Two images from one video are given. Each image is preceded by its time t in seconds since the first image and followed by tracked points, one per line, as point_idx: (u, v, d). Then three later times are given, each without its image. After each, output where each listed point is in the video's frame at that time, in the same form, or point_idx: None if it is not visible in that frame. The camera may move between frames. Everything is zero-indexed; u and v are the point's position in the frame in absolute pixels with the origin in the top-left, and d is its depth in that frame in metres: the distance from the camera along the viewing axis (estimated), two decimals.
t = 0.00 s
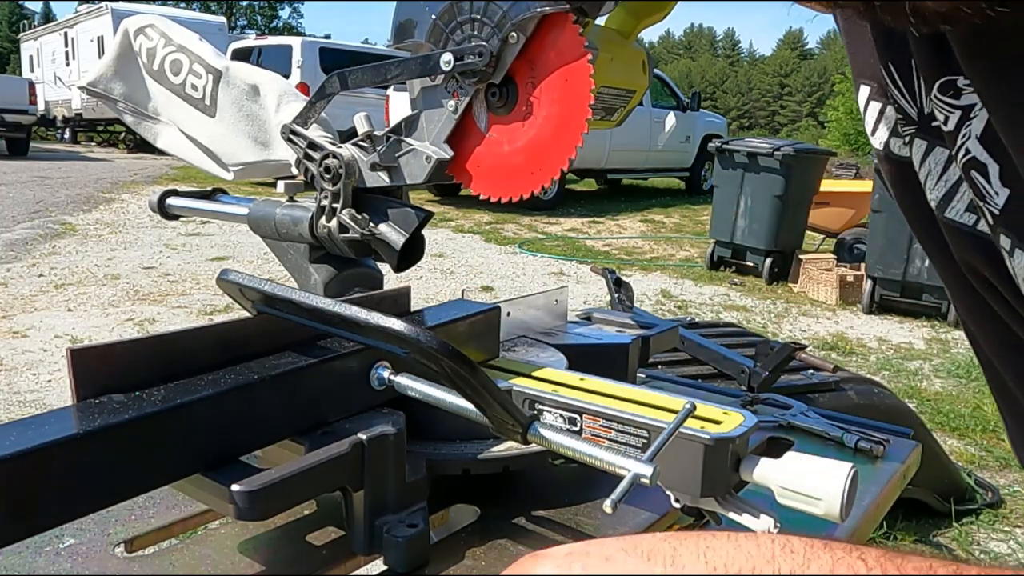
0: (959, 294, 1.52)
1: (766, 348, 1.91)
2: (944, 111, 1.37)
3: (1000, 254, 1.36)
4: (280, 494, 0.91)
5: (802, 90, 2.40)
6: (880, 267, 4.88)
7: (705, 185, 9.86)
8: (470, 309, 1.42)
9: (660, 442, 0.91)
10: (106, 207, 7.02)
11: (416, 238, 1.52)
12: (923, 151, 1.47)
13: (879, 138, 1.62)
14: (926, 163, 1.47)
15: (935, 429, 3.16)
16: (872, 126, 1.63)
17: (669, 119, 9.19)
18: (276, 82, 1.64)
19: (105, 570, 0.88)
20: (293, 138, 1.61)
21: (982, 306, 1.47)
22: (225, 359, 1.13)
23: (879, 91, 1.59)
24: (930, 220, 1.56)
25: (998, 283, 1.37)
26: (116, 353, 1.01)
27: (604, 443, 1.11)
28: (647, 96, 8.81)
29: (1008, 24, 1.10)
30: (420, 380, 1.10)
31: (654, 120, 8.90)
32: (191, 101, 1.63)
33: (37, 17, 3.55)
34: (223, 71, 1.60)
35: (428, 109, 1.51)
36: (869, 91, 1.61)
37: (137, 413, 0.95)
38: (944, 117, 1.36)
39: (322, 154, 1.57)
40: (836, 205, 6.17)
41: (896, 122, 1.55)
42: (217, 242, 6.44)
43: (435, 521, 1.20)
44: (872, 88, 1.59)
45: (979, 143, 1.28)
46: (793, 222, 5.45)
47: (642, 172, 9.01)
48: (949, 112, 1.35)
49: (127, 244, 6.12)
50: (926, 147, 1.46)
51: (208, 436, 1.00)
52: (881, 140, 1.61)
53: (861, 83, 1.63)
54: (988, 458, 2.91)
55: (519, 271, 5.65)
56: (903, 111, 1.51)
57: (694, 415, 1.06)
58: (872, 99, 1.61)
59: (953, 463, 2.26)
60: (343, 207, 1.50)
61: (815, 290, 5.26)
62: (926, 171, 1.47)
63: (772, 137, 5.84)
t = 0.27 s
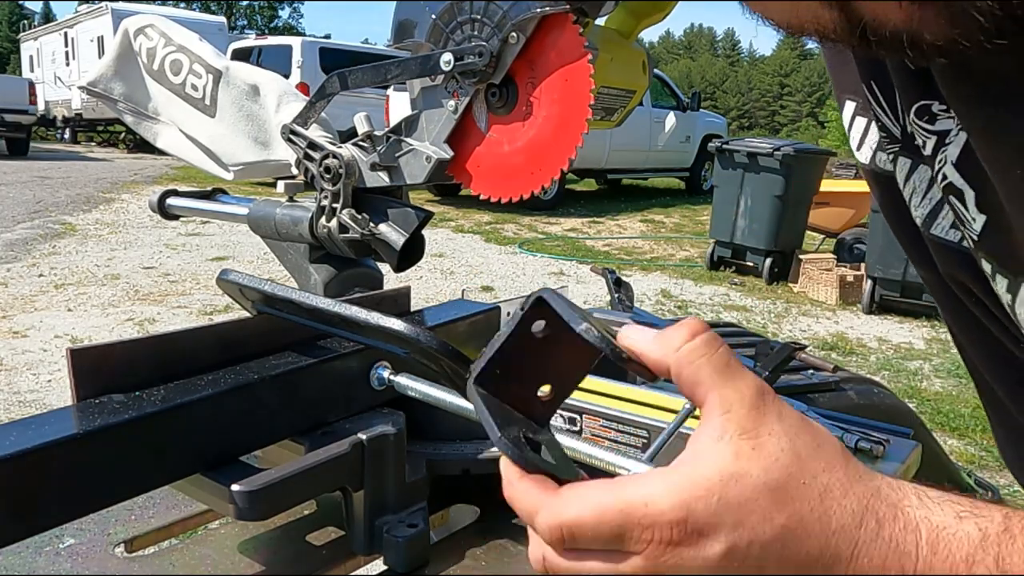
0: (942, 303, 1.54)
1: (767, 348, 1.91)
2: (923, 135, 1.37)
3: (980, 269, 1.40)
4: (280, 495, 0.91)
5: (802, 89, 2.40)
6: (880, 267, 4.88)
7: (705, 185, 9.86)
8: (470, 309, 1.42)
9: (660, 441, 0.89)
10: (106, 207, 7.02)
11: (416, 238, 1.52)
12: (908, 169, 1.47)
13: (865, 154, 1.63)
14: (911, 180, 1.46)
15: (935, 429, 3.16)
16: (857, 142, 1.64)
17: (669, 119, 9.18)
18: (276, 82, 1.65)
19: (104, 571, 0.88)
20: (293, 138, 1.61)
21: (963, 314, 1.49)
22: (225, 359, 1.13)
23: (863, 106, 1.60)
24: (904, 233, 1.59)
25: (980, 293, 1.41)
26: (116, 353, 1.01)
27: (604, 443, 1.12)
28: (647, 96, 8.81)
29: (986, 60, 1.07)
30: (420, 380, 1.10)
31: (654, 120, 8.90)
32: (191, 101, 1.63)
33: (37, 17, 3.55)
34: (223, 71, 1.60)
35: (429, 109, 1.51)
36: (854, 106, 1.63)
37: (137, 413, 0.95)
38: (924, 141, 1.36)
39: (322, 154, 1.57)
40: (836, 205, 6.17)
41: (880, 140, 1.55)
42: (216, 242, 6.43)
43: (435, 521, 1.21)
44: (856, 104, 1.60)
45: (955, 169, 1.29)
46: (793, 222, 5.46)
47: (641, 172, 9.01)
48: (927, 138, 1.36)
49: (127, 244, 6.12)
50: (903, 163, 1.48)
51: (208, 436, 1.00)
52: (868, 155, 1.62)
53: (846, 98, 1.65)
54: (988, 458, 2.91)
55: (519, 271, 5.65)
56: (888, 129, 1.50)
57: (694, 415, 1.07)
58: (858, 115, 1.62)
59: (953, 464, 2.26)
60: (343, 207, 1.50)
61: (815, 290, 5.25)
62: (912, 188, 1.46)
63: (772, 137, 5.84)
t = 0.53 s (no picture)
0: (940, 306, 1.54)
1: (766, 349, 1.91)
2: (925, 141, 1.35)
3: (982, 276, 1.38)
4: (280, 494, 0.91)
5: (802, 90, 2.40)
6: (880, 267, 4.88)
7: (705, 185, 9.85)
8: (470, 309, 1.42)
9: (662, 441, 0.88)
10: (106, 207, 7.02)
11: (416, 239, 1.52)
12: (908, 173, 1.44)
13: (864, 154, 1.67)
14: (911, 185, 1.44)
15: (935, 429, 3.16)
16: (857, 143, 1.68)
17: (669, 119, 9.18)
18: (276, 82, 1.65)
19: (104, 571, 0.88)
20: (293, 138, 1.61)
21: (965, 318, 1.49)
22: (225, 359, 1.13)
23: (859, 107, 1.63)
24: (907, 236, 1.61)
25: (982, 302, 1.39)
26: (116, 353, 1.01)
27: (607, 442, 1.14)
28: (647, 96, 8.81)
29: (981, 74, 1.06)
30: (420, 380, 1.10)
31: (654, 120, 8.90)
32: (191, 101, 1.63)
33: (37, 17, 3.55)
34: (223, 71, 1.59)
35: (428, 109, 1.52)
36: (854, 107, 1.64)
37: (137, 414, 0.95)
38: (925, 147, 1.35)
39: (322, 154, 1.57)
40: (836, 205, 6.17)
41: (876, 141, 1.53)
42: (216, 242, 6.43)
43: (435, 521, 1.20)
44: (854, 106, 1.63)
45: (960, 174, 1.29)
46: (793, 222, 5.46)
47: (641, 172, 9.01)
48: (930, 143, 1.35)
49: (127, 244, 6.12)
50: (902, 168, 1.45)
51: (208, 436, 1.00)
52: (867, 155, 1.66)
53: (847, 100, 1.66)
54: (988, 458, 2.91)
55: (518, 271, 5.65)
56: (888, 134, 1.47)
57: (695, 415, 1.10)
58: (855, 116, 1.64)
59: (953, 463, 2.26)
60: (343, 207, 1.50)
61: (815, 290, 5.25)
62: (912, 194, 1.45)
63: (772, 137, 5.84)
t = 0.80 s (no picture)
0: (947, 300, 1.57)
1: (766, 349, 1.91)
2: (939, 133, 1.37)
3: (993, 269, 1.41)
4: (280, 494, 0.91)
5: (802, 90, 2.40)
6: (880, 267, 4.88)
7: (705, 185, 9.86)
8: (470, 309, 1.42)
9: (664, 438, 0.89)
10: (106, 207, 7.02)
11: (416, 238, 1.52)
12: (921, 166, 1.49)
13: (872, 151, 1.70)
14: (924, 178, 1.49)
15: (935, 429, 3.16)
16: (865, 138, 1.70)
17: (668, 119, 9.18)
18: (276, 82, 1.65)
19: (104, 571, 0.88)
20: (293, 138, 1.61)
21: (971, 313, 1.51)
22: (225, 359, 1.13)
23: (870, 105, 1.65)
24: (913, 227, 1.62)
25: (992, 296, 1.42)
26: (115, 353, 1.01)
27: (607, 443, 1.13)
28: (647, 96, 8.82)
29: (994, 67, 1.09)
30: (420, 379, 1.10)
31: (654, 120, 8.91)
32: (191, 101, 1.63)
33: (37, 17, 3.55)
34: (223, 71, 1.59)
35: (429, 110, 1.52)
36: (861, 103, 1.69)
37: (137, 414, 0.95)
38: (943, 138, 1.36)
39: (322, 154, 1.56)
40: (836, 205, 6.17)
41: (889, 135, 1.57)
42: (216, 243, 6.43)
43: (435, 520, 1.21)
44: (863, 101, 1.67)
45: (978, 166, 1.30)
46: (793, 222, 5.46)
47: (641, 172, 9.01)
48: (948, 135, 1.35)
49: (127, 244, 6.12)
50: (916, 160, 1.49)
51: (208, 436, 1.00)
52: (875, 151, 1.68)
53: (856, 95, 1.69)
54: (988, 458, 2.92)
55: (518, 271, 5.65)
56: (901, 127, 1.50)
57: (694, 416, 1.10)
58: (864, 112, 1.67)
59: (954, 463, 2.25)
60: (344, 207, 1.50)
61: (815, 290, 5.25)
62: (924, 188, 1.50)
63: (772, 137, 5.84)
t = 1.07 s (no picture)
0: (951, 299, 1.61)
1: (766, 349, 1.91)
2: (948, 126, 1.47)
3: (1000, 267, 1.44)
4: (280, 494, 0.91)
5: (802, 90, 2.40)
6: (880, 267, 4.89)
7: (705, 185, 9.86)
8: (470, 309, 1.42)
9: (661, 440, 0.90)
10: (106, 207, 7.03)
11: (416, 238, 1.52)
12: (931, 162, 1.57)
13: (881, 147, 1.77)
14: (932, 175, 1.58)
15: (935, 429, 3.16)
16: (874, 135, 1.78)
17: (669, 119, 9.18)
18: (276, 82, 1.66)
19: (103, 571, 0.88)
20: (293, 138, 1.61)
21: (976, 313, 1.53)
22: (224, 359, 1.13)
23: (881, 102, 1.73)
24: (919, 222, 1.67)
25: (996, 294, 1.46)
26: (116, 353, 1.01)
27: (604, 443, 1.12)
28: (647, 96, 8.82)
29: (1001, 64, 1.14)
30: (420, 379, 1.10)
31: (654, 120, 8.92)
32: (191, 101, 1.62)
33: (37, 17, 3.55)
34: (223, 71, 1.59)
35: (429, 110, 1.52)
36: (872, 100, 1.77)
37: (137, 414, 0.95)
38: (956, 133, 1.42)
39: (322, 154, 1.57)
40: (836, 205, 6.17)
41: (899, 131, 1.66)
42: (216, 243, 6.43)
43: (435, 521, 1.19)
44: (874, 98, 1.74)
45: (990, 162, 1.34)
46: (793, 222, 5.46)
47: (642, 172, 9.02)
48: (961, 130, 1.41)
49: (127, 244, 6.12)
50: (923, 156, 1.59)
51: (208, 436, 1.00)
52: (884, 148, 1.76)
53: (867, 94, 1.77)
54: (988, 458, 2.91)
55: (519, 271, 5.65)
56: (910, 122, 1.60)
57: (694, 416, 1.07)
58: (875, 108, 1.76)
59: (953, 463, 2.25)
60: (343, 207, 1.50)
61: (815, 289, 5.25)
62: (933, 183, 1.58)
63: (772, 137, 5.84)
